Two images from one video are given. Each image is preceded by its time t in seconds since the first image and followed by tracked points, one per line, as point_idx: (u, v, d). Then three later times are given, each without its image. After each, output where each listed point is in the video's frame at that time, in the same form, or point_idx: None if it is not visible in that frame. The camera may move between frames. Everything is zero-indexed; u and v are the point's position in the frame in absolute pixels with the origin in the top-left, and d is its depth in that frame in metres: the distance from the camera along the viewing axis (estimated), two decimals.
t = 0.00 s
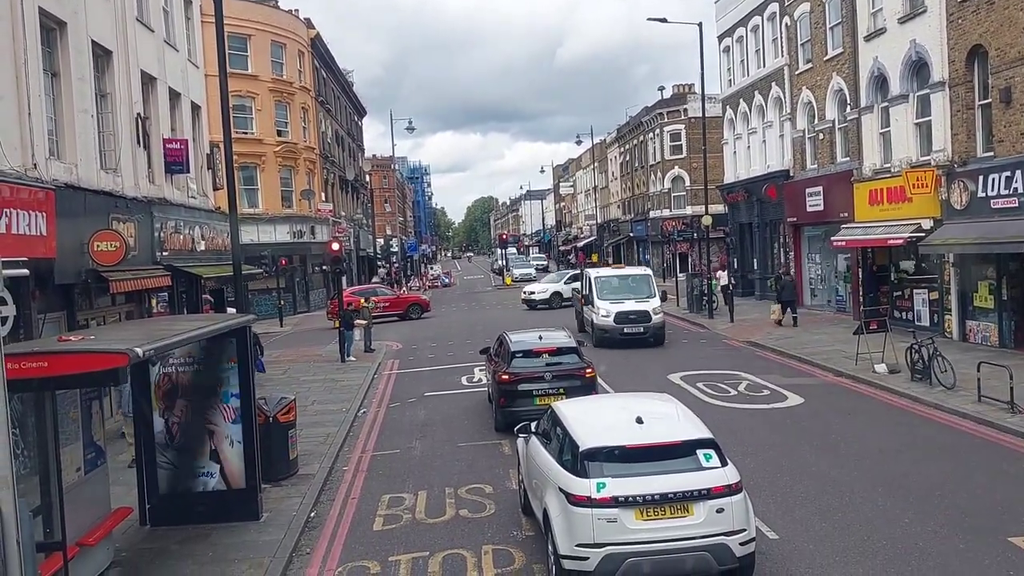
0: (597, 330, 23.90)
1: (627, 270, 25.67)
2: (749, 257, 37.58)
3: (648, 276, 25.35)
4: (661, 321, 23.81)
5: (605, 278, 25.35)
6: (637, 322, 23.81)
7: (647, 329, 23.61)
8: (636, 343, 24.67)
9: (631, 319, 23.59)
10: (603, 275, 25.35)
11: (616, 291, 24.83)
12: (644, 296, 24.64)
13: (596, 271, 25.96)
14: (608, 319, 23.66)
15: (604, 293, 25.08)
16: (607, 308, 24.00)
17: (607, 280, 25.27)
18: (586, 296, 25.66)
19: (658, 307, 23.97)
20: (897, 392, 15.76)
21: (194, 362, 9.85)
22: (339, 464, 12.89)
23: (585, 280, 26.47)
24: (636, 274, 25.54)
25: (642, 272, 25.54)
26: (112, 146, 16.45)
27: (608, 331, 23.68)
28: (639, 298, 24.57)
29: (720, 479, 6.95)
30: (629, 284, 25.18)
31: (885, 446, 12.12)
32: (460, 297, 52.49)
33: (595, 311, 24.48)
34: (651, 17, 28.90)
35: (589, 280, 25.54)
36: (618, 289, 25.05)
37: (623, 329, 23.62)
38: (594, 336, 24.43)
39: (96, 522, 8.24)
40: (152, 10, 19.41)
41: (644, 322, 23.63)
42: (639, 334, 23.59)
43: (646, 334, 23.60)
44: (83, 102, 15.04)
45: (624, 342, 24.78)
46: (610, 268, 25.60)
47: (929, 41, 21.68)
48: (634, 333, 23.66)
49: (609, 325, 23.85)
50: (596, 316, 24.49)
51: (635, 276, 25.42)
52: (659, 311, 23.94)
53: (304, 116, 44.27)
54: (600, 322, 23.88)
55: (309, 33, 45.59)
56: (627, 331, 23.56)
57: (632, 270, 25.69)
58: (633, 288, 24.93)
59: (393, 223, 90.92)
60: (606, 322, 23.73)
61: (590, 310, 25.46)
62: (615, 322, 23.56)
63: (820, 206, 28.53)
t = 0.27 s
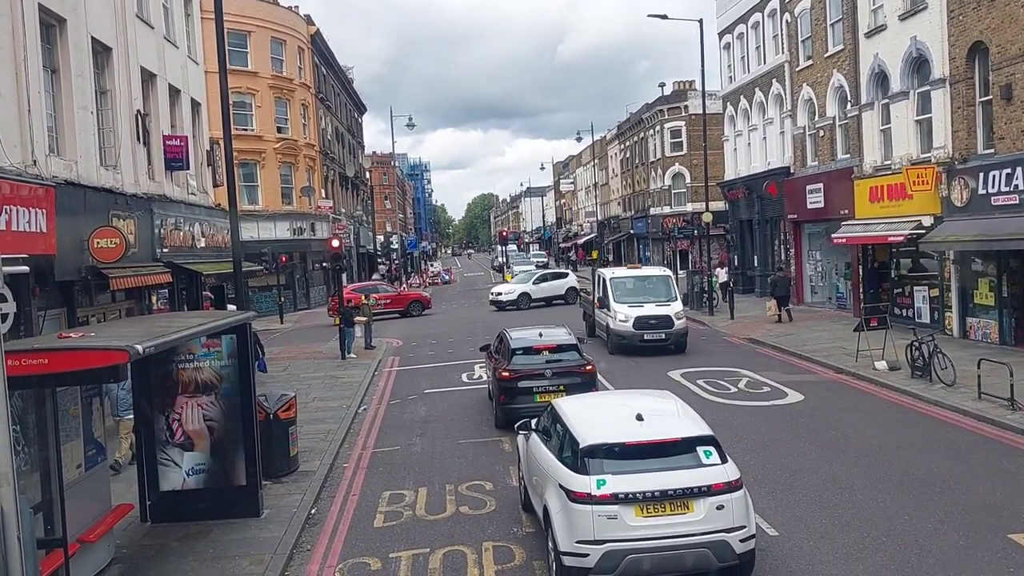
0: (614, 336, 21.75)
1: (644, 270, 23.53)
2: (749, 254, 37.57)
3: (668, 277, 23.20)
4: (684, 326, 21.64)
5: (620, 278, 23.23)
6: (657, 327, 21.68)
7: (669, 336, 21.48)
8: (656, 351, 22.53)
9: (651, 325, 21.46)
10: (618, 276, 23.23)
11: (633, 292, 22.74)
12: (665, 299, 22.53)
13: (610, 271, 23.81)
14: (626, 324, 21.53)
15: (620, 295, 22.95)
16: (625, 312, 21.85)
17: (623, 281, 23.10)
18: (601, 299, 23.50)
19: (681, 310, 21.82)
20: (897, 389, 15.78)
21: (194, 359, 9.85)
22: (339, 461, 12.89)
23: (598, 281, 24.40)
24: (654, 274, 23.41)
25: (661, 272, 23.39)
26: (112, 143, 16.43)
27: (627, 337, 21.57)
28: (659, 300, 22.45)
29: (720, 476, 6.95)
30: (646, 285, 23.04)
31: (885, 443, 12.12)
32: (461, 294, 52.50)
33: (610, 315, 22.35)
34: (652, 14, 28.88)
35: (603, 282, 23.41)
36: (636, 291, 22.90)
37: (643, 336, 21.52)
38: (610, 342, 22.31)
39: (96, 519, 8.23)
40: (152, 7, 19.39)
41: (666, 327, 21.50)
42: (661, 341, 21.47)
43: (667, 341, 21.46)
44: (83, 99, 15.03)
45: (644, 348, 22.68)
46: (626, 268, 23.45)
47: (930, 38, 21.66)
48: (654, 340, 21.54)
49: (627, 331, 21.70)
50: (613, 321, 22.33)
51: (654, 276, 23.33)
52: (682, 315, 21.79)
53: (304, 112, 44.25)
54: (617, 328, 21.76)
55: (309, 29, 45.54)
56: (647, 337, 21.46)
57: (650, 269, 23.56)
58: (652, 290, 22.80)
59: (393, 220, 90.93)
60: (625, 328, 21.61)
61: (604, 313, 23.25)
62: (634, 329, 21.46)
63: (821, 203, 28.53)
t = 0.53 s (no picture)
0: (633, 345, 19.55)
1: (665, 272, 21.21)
2: (750, 252, 37.55)
3: (692, 279, 21.01)
4: (712, 334, 19.47)
5: (639, 280, 21.03)
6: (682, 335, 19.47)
7: (696, 345, 19.32)
8: (679, 361, 20.36)
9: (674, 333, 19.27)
10: (637, 278, 21.01)
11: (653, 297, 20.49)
12: (689, 303, 20.30)
13: (627, 272, 21.59)
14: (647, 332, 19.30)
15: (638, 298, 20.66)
16: (646, 318, 19.60)
17: (642, 283, 20.91)
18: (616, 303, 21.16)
19: (708, 317, 19.64)
20: (897, 387, 15.77)
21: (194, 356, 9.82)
22: (339, 458, 12.88)
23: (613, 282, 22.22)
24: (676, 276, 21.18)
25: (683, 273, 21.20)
26: (111, 141, 16.41)
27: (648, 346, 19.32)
28: (684, 305, 20.23)
29: (720, 473, 6.95)
30: (668, 288, 20.81)
31: (885, 441, 12.11)
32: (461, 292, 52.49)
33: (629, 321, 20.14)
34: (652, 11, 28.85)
35: (621, 284, 21.21)
36: (656, 294, 20.64)
37: (666, 345, 19.31)
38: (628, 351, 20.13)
39: (95, 517, 8.22)
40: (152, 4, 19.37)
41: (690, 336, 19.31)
42: (686, 350, 19.30)
43: (693, 351, 19.32)
44: (82, 96, 15.01)
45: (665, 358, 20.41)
46: (646, 269, 21.28)
47: (930, 36, 21.63)
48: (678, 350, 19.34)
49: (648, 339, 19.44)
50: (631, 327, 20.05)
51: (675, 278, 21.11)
52: (710, 322, 19.58)
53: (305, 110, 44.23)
54: (637, 335, 19.54)
55: (309, 27, 45.51)
56: (671, 346, 19.24)
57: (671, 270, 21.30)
58: (675, 293, 20.61)
59: (393, 218, 90.92)
60: (647, 336, 19.36)
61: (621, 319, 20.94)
62: (658, 337, 19.24)
63: (821, 201, 28.53)
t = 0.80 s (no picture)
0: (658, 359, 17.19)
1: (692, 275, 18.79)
2: (750, 250, 37.57)
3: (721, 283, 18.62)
4: (747, 347, 17.06)
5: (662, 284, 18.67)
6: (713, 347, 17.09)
7: (728, 360, 16.92)
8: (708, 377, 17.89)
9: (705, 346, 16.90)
10: (660, 282, 18.64)
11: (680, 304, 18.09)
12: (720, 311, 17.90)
13: (648, 275, 19.24)
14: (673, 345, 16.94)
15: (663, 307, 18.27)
16: (671, 329, 17.27)
17: (665, 288, 18.51)
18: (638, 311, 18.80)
19: (742, 327, 17.24)
20: (897, 386, 15.77)
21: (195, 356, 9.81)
22: (339, 457, 12.90)
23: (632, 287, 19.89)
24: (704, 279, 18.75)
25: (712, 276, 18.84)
26: (112, 139, 16.41)
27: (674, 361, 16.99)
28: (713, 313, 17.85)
29: (720, 472, 6.96)
30: (694, 293, 18.42)
31: (885, 439, 12.13)
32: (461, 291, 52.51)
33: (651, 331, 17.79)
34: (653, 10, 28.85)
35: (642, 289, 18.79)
36: (682, 301, 18.28)
37: (694, 359, 16.94)
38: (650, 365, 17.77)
39: (96, 515, 8.23)
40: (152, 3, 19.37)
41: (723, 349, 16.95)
42: (717, 365, 16.92)
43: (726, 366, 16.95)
44: (83, 95, 15.00)
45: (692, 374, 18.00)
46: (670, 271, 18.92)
47: (930, 35, 21.65)
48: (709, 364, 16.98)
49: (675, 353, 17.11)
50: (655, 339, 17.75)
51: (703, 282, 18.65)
52: (744, 333, 17.18)
53: (305, 109, 44.24)
54: (661, 347, 17.20)
55: (310, 25, 45.49)
56: (700, 360, 16.86)
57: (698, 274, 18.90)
58: (703, 300, 18.23)
59: (394, 217, 90.97)
60: (672, 348, 16.99)
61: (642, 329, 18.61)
62: (685, 349, 16.89)
63: (821, 200, 28.55)
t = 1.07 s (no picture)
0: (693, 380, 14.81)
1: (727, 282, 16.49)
2: (751, 248, 37.54)
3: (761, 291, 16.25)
4: (796, 366, 14.69)
5: (695, 292, 16.36)
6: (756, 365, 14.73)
7: (775, 380, 14.55)
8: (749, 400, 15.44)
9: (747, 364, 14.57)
10: (694, 290, 16.36)
11: (715, 315, 15.78)
12: (763, 323, 15.55)
13: (678, 281, 16.98)
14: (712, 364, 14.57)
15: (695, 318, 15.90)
16: (708, 343, 14.93)
17: (697, 296, 16.25)
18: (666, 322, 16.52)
19: (790, 342, 14.85)
20: (898, 384, 15.76)
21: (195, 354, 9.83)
22: (340, 455, 12.90)
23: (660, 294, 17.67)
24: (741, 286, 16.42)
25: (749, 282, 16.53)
26: (113, 137, 16.40)
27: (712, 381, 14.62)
28: (756, 325, 15.49)
29: (720, 471, 6.95)
30: (731, 302, 16.08)
31: (886, 437, 12.11)
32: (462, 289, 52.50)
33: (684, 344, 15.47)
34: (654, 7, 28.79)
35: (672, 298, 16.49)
36: (718, 311, 15.94)
37: (736, 379, 14.56)
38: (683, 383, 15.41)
39: (97, 513, 8.24)
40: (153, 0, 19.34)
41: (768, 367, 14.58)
42: (763, 386, 14.55)
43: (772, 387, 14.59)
44: (83, 92, 14.99)
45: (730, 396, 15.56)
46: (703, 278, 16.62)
47: (931, 33, 21.63)
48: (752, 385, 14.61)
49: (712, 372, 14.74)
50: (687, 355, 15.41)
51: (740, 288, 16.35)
52: (792, 348, 14.83)
53: (306, 106, 44.21)
54: (697, 364, 14.84)
55: (310, 23, 45.43)
56: (743, 381, 14.49)
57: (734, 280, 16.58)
58: (743, 310, 15.84)
59: (395, 214, 90.96)
60: (711, 366, 14.64)
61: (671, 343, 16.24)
62: (725, 368, 14.55)
63: (822, 198, 28.53)
